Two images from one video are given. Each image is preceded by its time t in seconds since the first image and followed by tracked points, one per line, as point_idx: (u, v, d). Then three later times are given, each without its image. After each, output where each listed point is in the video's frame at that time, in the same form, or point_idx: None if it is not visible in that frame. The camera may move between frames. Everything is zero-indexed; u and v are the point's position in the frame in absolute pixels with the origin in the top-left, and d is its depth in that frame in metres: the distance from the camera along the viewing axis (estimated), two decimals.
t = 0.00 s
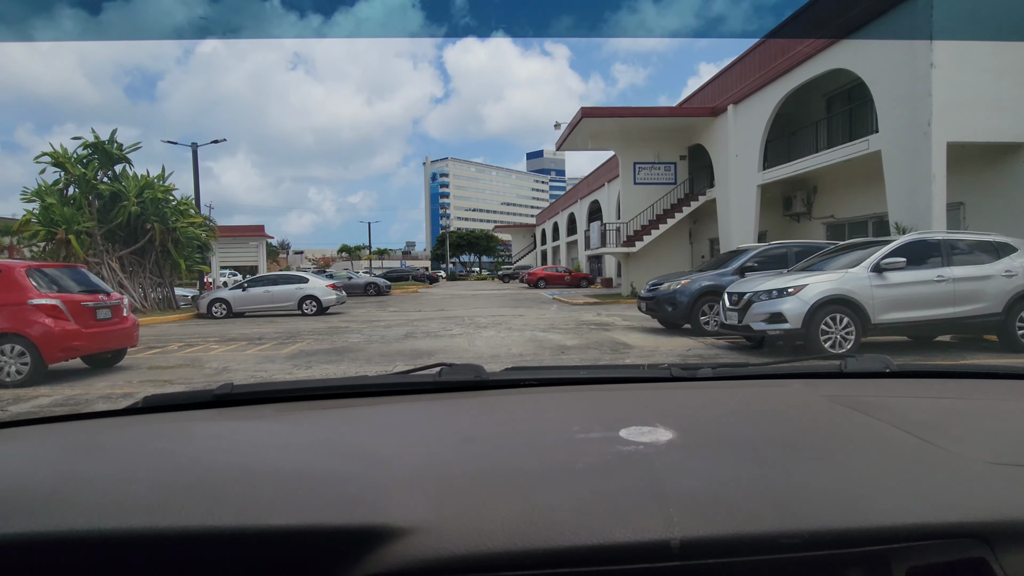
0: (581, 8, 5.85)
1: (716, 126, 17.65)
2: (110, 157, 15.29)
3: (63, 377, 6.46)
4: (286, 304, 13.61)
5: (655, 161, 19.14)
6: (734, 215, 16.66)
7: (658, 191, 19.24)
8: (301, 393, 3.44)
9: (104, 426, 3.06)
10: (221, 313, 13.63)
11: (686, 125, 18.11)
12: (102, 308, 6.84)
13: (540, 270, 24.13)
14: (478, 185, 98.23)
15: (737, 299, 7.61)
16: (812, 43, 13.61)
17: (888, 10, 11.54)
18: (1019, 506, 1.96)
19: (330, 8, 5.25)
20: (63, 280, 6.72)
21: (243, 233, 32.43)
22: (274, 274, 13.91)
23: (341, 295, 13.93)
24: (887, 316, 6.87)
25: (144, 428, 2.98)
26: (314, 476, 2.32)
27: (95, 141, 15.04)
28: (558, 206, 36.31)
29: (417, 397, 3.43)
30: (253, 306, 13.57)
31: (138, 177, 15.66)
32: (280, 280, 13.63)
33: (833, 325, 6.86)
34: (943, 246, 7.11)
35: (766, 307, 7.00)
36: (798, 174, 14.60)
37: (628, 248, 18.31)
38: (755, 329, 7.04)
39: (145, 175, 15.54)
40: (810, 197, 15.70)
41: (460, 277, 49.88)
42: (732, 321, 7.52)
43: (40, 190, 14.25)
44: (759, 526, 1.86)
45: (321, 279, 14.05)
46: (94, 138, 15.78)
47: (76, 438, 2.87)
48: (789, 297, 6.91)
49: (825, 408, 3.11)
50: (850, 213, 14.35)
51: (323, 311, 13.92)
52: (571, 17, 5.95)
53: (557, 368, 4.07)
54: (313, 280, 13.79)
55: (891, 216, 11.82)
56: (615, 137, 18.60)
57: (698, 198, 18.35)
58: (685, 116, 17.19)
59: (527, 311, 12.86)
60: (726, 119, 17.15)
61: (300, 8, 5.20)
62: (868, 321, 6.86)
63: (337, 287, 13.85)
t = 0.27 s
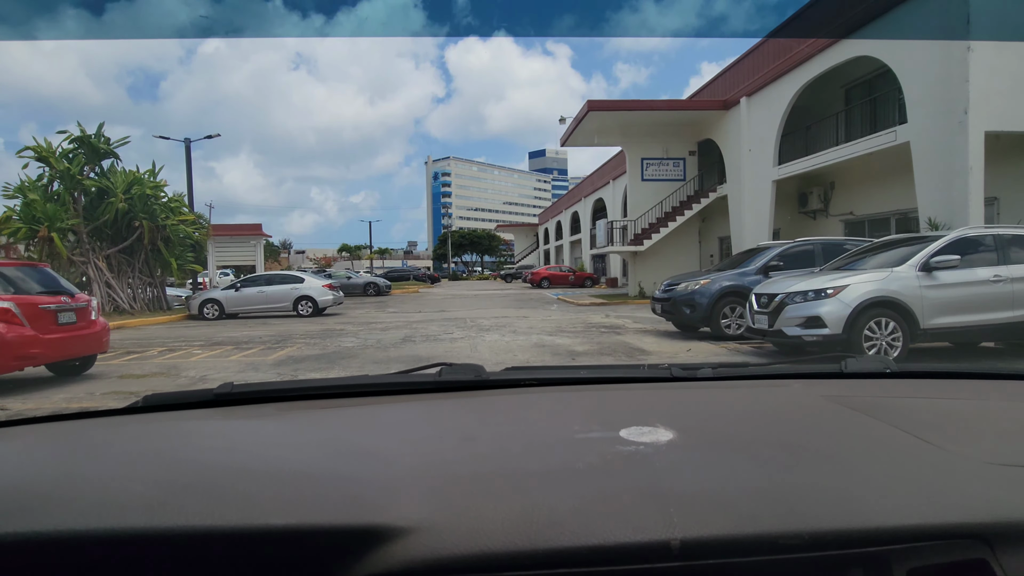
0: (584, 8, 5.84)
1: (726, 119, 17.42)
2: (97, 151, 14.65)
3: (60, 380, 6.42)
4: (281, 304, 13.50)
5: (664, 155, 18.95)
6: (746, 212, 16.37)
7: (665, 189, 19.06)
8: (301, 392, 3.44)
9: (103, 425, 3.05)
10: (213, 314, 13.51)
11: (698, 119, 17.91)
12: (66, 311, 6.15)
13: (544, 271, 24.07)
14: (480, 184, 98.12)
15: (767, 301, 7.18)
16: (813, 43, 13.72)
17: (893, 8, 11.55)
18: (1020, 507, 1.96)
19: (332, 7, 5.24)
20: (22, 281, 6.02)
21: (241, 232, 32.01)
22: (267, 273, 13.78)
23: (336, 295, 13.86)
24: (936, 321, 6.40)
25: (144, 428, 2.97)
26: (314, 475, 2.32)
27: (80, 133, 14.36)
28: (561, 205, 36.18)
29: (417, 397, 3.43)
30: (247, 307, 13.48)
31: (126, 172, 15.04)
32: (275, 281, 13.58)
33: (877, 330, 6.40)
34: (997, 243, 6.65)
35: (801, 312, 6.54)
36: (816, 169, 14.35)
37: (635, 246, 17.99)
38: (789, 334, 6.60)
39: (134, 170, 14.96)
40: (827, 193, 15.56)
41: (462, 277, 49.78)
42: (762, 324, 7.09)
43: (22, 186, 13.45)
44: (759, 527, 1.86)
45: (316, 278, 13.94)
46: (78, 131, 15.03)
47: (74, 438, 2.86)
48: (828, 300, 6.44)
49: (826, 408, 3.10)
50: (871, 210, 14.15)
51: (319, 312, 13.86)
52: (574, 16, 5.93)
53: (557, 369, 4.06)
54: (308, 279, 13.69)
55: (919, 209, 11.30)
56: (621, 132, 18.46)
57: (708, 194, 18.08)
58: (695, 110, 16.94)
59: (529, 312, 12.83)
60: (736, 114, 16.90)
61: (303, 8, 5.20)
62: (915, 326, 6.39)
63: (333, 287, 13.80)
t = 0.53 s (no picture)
0: (584, 6, 5.84)
1: (739, 112, 17.02)
2: (81, 145, 14.38)
3: (56, 383, 6.41)
4: (275, 304, 13.50)
5: (673, 150, 18.51)
6: (761, 208, 15.97)
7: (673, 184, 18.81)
8: (302, 394, 3.44)
9: (104, 427, 3.06)
10: (204, 315, 13.47)
11: (709, 110, 17.55)
12: (20, 315, 5.80)
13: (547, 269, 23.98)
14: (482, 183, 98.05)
15: (805, 302, 6.71)
16: (813, 43, 13.84)
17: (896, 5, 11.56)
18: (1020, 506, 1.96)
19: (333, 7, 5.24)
20: None
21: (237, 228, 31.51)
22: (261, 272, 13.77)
23: (332, 295, 13.85)
24: (998, 325, 5.95)
25: (144, 429, 2.98)
26: (315, 476, 2.33)
27: (64, 126, 14.10)
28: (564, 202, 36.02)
29: (417, 398, 3.43)
30: (239, 307, 13.47)
31: (112, 167, 14.80)
32: (271, 280, 13.62)
33: (934, 336, 5.96)
34: None
35: (846, 315, 6.08)
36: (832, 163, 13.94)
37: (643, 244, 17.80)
38: (832, 339, 6.14)
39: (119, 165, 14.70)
40: (846, 187, 15.07)
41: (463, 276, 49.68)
42: (799, 328, 6.63)
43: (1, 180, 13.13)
44: (760, 527, 1.86)
45: (311, 277, 13.97)
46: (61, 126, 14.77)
47: (76, 439, 2.87)
48: (877, 302, 5.99)
49: (826, 409, 3.10)
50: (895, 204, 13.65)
51: (315, 312, 13.83)
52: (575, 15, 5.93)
53: (557, 369, 4.06)
54: (303, 278, 13.73)
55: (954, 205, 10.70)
56: (629, 125, 18.15)
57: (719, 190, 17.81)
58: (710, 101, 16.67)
59: (531, 312, 12.81)
60: (750, 107, 16.51)
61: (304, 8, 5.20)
62: (975, 331, 5.95)
63: (329, 287, 13.78)
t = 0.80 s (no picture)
0: (586, 5, 5.84)
1: (753, 104, 16.57)
2: (64, 138, 14.06)
3: (52, 384, 6.38)
4: (268, 304, 13.45)
5: (681, 143, 18.22)
6: (776, 203, 15.54)
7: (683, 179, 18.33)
8: (302, 394, 3.44)
9: (103, 427, 3.06)
10: (193, 316, 13.36)
11: (722, 102, 17.11)
12: None
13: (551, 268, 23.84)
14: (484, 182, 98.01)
15: (849, 305, 6.13)
16: (811, 44, 13.95)
17: (898, 3, 11.57)
18: (1017, 508, 1.96)
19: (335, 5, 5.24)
20: None
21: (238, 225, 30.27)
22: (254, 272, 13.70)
23: (327, 295, 13.81)
24: None
25: (144, 429, 2.98)
26: (315, 476, 2.33)
27: (45, 118, 13.76)
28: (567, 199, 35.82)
29: (417, 399, 3.43)
30: (229, 308, 13.38)
31: (97, 162, 14.58)
32: (265, 278, 13.63)
33: (1006, 343, 5.21)
34: None
35: (900, 319, 5.45)
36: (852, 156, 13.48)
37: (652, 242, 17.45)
38: (884, 346, 5.52)
39: (104, 160, 14.49)
40: (865, 180, 14.84)
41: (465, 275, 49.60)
42: (845, 333, 6.05)
43: None
44: (759, 529, 1.86)
45: (304, 276, 13.91)
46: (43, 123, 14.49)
47: (75, 439, 2.87)
48: (937, 304, 5.32)
49: (825, 410, 3.10)
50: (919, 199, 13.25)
51: (310, 312, 13.79)
52: (576, 13, 5.93)
53: (557, 370, 4.06)
54: (297, 279, 13.71)
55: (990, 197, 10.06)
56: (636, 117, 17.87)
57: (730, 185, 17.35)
58: (717, 93, 16.34)
59: (532, 312, 12.80)
60: (763, 99, 16.06)
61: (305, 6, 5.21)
62: None
63: (324, 287, 13.75)
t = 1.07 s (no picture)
0: (587, 4, 5.83)
1: (766, 97, 16.01)
2: (45, 130, 13.77)
3: (52, 386, 6.40)
4: (260, 304, 13.41)
5: (691, 138, 17.88)
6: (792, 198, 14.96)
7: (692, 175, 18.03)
8: (302, 394, 3.44)
9: (103, 427, 3.06)
10: (182, 317, 13.33)
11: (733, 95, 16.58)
12: None
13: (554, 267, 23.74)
14: (485, 181, 97.98)
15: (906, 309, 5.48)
16: (811, 44, 13.99)
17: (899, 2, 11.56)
18: (1019, 507, 1.96)
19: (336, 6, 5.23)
20: None
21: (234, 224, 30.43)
22: (248, 271, 13.69)
23: (322, 296, 13.68)
24: None
25: (144, 429, 2.98)
26: (315, 476, 2.33)
27: (25, 110, 13.44)
28: (571, 197, 35.65)
29: (417, 399, 3.43)
30: (218, 309, 13.36)
31: (80, 156, 14.31)
32: (257, 279, 13.53)
33: None
34: None
35: (971, 328, 4.76)
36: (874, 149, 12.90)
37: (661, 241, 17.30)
38: (951, 359, 4.85)
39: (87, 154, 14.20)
40: (886, 176, 14.16)
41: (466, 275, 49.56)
42: (901, 342, 5.42)
43: None
44: (760, 529, 1.86)
45: (299, 275, 13.82)
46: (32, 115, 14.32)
47: (74, 439, 2.87)
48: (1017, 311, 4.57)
49: (826, 410, 3.10)
50: (944, 195, 12.76)
51: (304, 313, 13.69)
52: (577, 12, 5.92)
53: (557, 370, 4.06)
54: (291, 278, 13.62)
55: None
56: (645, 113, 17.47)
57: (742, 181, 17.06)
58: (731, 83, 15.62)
59: (532, 313, 12.78)
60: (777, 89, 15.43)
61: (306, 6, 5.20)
62: None
63: (319, 288, 13.62)
